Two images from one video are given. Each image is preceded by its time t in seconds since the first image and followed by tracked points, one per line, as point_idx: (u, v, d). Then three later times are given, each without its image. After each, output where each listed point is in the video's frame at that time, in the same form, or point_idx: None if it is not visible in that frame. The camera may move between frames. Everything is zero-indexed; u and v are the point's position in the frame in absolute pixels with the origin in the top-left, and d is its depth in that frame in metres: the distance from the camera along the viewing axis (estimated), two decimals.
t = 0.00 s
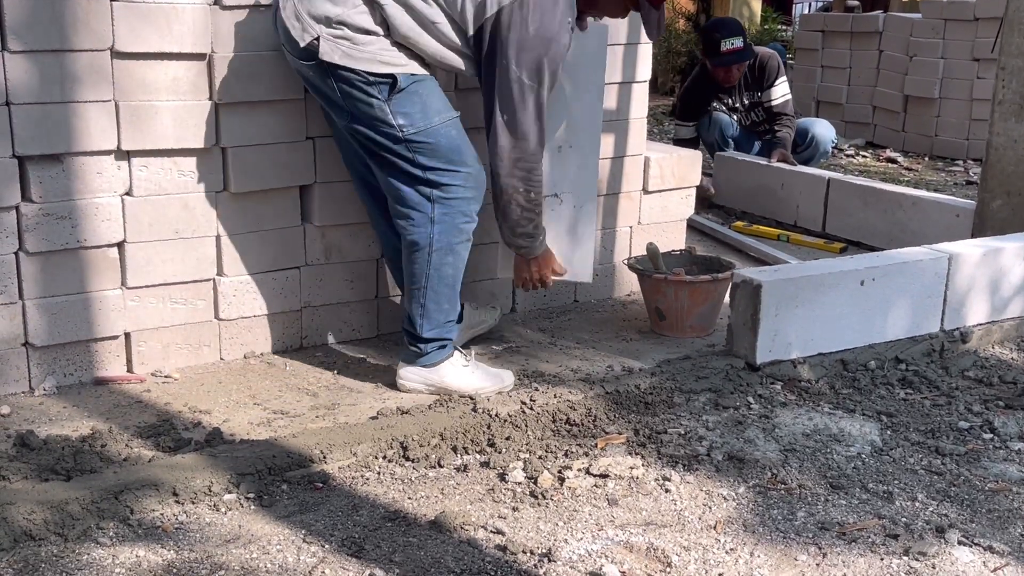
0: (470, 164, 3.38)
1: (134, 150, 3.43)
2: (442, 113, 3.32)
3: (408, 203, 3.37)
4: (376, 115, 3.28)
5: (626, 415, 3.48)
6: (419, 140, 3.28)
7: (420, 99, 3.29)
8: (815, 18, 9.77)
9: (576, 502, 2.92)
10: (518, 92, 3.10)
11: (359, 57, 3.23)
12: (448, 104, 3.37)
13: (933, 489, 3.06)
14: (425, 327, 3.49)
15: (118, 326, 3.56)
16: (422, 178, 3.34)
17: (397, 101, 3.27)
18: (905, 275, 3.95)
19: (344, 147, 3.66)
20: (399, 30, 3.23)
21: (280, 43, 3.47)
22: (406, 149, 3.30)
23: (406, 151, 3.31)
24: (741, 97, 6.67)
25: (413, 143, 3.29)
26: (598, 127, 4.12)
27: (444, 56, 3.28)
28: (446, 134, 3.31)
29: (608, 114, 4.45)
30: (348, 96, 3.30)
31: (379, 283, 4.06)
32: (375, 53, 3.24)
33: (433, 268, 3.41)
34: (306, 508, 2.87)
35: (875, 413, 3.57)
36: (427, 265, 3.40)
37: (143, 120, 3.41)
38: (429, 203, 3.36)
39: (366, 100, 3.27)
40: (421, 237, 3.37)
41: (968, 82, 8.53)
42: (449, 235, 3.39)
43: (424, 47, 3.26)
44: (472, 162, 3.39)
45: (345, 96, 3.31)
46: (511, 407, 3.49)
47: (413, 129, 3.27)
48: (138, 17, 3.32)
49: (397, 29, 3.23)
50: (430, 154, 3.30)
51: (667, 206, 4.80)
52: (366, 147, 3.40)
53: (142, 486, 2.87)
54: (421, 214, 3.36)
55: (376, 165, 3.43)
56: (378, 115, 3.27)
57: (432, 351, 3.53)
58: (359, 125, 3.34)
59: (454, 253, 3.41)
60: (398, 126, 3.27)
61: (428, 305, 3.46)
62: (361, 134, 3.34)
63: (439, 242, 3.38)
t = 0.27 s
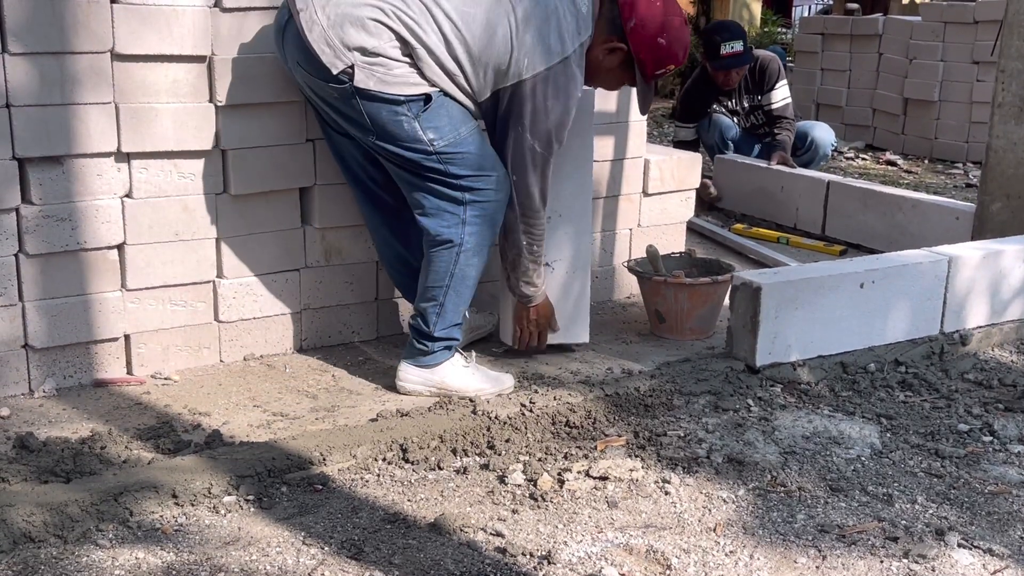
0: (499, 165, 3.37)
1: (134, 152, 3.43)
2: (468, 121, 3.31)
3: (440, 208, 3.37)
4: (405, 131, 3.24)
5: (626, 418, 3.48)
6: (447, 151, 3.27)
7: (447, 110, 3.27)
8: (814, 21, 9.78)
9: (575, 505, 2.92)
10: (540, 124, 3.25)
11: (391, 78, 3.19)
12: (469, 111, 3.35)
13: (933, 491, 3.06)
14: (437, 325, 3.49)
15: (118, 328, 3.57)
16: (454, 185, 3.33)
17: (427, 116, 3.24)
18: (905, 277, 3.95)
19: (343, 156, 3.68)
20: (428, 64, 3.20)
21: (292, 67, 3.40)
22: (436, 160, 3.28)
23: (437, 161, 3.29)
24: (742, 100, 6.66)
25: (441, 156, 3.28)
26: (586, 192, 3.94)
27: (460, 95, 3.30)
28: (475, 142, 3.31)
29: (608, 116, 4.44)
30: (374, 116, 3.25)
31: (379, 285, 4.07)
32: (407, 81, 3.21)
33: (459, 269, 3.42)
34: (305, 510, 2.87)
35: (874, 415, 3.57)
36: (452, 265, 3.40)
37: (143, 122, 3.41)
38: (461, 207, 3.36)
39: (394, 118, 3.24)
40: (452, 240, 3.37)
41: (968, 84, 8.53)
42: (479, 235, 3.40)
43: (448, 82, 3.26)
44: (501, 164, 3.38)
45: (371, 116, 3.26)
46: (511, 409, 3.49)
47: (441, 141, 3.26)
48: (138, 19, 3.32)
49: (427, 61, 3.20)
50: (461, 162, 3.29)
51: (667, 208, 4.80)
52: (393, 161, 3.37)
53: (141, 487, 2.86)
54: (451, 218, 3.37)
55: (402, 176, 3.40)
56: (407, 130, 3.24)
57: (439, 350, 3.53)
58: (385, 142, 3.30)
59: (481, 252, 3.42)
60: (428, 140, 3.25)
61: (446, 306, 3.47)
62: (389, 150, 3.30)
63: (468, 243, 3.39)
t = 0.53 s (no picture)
0: (496, 174, 3.39)
1: (134, 158, 3.43)
2: (471, 123, 3.32)
3: (434, 211, 3.39)
4: (407, 125, 3.26)
5: (626, 424, 3.48)
6: (449, 153, 3.29)
7: (451, 110, 3.28)
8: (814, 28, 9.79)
9: (575, 511, 2.92)
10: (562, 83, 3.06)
11: (399, 65, 3.20)
12: (473, 113, 3.36)
13: (933, 498, 3.06)
14: (432, 331, 3.49)
15: (118, 334, 3.56)
16: (450, 187, 3.34)
17: (431, 112, 3.25)
18: (905, 284, 3.95)
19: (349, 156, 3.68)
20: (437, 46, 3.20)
21: (304, 53, 3.42)
22: (435, 159, 3.30)
23: (435, 160, 3.30)
24: (741, 107, 6.67)
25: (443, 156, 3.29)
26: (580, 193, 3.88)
27: (477, 73, 3.26)
28: (475, 144, 3.32)
29: (608, 123, 4.44)
30: (379, 107, 3.27)
31: (379, 291, 4.07)
32: (414, 67, 3.22)
33: (451, 275, 3.42)
34: (305, 516, 2.87)
35: (874, 422, 3.56)
36: (444, 271, 3.41)
37: (143, 128, 3.42)
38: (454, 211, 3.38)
39: (399, 110, 3.25)
40: (443, 245, 3.38)
41: (967, 91, 8.54)
42: (471, 242, 3.41)
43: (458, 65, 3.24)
44: (498, 172, 3.39)
45: (376, 105, 3.27)
46: (511, 415, 3.49)
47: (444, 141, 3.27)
48: (138, 25, 3.33)
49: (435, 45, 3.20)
50: (459, 164, 3.31)
51: (667, 214, 4.80)
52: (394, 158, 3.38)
53: (141, 494, 2.86)
54: (444, 222, 3.38)
55: (401, 174, 3.42)
56: (409, 125, 3.26)
57: (435, 356, 3.53)
58: (388, 134, 3.31)
59: (473, 260, 3.43)
60: (429, 137, 3.26)
61: (439, 311, 3.46)
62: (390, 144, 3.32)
63: (459, 249, 3.40)
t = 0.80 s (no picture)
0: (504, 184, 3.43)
1: (135, 167, 3.43)
2: (483, 132, 3.37)
3: (443, 219, 3.41)
4: (424, 129, 3.28)
5: (626, 433, 3.47)
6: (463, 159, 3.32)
7: (467, 116, 3.33)
8: (813, 38, 9.81)
9: (575, 521, 2.91)
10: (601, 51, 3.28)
11: (421, 68, 3.23)
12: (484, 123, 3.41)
13: (933, 508, 3.05)
14: (436, 338, 3.50)
15: (117, 343, 3.56)
16: (461, 195, 3.37)
17: (449, 117, 3.29)
18: (905, 293, 3.95)
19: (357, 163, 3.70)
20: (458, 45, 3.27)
21: (322, 56, 3.43)
22: (450, 166, 3.32)
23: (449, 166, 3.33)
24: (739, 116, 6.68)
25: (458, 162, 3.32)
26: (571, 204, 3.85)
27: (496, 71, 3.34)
28: (487, 152, 3.36)
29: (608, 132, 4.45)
30: (396, 110, 3.28)
31: (379, 300, 4.07)
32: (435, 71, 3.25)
33: (459, 284, 3.44)
34: (304, 526, 2.86)
35: (875, 431, 3.56)
36: (451, 279, 3.43)
37: (144, 137, 3.42)
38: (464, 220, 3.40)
39: (417, 113, 3.27)
40: (452, 253, 3.40)
41: (966, 101, 8.55)
42: (480, 251, 3.43)
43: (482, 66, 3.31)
44: (507, 183, 3.44)
45: (393, 108, 3.27)
46: (510, 425, 3.49)
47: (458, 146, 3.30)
48: (139, 34, 3.33)
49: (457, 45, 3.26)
50: (472, 171, 3.34)
51: (667, 223, 4.80)
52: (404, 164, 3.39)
53: (140, 503, 2.85)
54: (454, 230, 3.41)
55: (409, 181, 3.42)
56: (427, 129, 3.28)
57: (438, 364, 3.53)
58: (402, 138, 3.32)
59: (479, 270, 3.46)
60: (445, 142, 3.29)
61: (445, 319, 3.47)
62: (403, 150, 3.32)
63: (468, 259, 3.41)
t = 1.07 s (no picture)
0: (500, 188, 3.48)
1: (135, 178, 3.45)
2: (483, 135, 3.41)
3: (438, 219, 3.45)
4: (425, 127, 3.32)
5: (625, 444, 3.48)
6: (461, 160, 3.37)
7: (468, 118, 3.37)
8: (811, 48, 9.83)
9: (574, 532, 2.92)
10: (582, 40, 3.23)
11: (424, 67, 3.27)
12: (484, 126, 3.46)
13: (932, 519, 3.06)
14: (432, 341, 3.53)
15: (117, 354, 3.57)
16: (456, 196, 3.41)
17: (450, 117, 3.33)
18: (904, 303, 3.96)
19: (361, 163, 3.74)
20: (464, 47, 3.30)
21: (330, 52, 3.47)
22: (448, 166, 3.37)
23: (447, 167, 3.37)
24: (739, 124, 6.70)
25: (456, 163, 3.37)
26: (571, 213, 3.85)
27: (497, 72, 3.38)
28: (485, 155, 3.41)
29: (607, 142, 4.46)
30: (398, 107, 3.32)
31: (379, 310, 4.08)
32: (439, 71, 3.28)
33: (452, 286, 3.48)
34: (303, 537, 2.87)
35: (873, 441, 3.57)
36: (446, 282, 3.47)
37: (144, 148, 3.43)
38: (459, 221, 3.44)
39: (419, 111, 3.31)
40: (447, 254, 3.45)
41: (965, 110, 8.57)
42: (473, 254, 3.48)
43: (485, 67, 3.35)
44: (503, 187, 3.48)
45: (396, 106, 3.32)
46: (509, 435, 3.49)
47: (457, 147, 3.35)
48: (139, 46, 3.35)
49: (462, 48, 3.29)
50: (469, 173, 3.39)
51: (666, 233, 4.81)
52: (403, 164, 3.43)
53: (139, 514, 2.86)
54: (450, 231, 3.45)
55: (406, 181, 3.46)
56: (427, 128, 3.32)
57: (435, 368, 3.56)
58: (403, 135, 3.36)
59: (473, 273, 3.50)
60: (445, 141, 3.34)
61: (441, 321, 3.51)
62: (402, 147, 3.36)
63: (461, 261, 3.46)
